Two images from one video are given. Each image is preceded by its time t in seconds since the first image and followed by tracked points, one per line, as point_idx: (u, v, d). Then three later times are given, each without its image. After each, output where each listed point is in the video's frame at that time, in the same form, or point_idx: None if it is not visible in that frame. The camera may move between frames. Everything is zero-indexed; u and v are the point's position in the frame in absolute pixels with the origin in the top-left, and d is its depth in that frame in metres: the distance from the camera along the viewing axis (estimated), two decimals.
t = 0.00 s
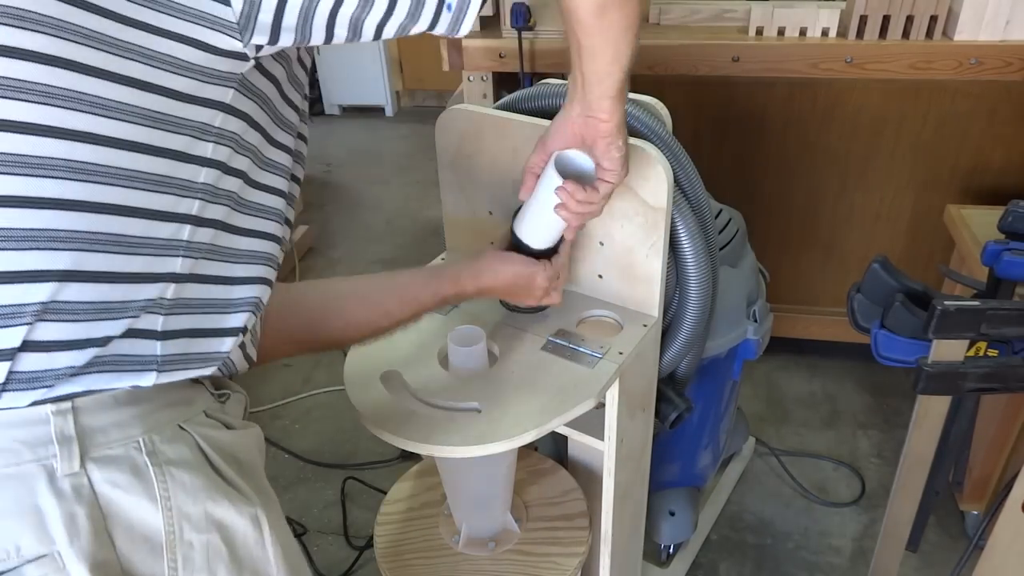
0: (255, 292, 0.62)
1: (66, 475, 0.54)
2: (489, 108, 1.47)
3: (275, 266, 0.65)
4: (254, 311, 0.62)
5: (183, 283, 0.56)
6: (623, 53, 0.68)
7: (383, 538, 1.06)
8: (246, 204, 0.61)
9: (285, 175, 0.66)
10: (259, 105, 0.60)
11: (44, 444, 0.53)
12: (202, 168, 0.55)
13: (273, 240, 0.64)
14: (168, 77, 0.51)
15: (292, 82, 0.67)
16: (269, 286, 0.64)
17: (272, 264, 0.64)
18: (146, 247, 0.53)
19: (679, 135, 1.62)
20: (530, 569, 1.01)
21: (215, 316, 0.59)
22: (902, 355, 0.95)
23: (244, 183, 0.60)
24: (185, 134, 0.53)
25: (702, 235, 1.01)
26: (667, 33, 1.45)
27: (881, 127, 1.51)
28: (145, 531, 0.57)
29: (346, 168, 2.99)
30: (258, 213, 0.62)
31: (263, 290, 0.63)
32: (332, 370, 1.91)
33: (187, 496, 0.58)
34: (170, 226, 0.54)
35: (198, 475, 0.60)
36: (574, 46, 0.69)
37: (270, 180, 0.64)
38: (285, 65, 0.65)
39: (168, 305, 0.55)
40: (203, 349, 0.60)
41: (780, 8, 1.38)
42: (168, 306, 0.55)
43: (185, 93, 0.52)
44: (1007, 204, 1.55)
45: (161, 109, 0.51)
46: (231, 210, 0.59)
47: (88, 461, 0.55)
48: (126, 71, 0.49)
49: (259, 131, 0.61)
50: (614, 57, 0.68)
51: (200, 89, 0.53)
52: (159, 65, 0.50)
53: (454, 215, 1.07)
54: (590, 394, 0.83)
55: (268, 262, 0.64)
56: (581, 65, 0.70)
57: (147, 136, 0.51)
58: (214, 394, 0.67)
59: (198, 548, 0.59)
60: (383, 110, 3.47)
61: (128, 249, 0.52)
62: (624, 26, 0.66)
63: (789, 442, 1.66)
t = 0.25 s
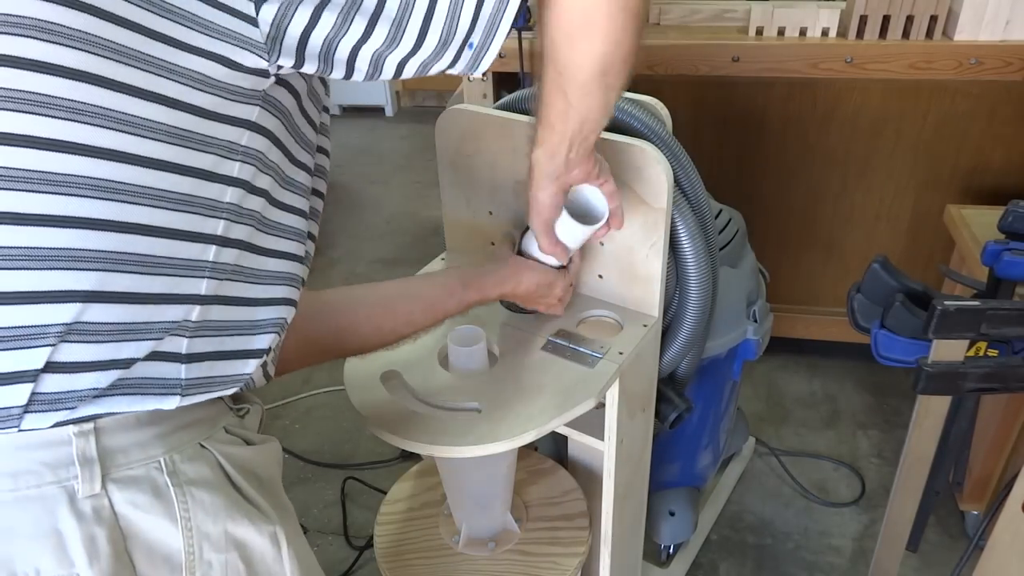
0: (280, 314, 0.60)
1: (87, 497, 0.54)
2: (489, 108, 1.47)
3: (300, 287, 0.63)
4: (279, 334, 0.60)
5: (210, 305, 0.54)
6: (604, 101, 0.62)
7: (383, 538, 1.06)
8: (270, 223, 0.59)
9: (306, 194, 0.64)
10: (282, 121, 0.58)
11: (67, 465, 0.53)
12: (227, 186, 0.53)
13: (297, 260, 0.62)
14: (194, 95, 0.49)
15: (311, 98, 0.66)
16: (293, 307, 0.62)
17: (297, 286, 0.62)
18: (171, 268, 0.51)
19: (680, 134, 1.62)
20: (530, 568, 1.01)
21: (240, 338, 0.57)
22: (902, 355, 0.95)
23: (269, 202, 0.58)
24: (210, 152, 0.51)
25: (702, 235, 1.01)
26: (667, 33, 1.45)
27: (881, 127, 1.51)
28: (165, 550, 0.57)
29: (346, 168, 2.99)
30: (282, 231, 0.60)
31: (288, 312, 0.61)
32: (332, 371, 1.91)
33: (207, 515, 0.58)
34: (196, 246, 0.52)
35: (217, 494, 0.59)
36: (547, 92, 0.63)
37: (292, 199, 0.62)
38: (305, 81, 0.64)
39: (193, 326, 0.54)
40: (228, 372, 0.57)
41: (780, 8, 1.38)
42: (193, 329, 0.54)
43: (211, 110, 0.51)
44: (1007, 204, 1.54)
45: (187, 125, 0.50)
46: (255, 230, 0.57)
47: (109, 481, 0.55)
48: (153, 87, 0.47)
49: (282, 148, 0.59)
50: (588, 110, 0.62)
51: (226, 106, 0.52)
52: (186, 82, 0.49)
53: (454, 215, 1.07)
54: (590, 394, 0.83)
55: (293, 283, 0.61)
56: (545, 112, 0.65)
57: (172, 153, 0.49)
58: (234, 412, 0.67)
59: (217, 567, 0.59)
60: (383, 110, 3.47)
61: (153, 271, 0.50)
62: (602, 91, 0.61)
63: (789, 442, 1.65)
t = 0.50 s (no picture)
0: (272, 316, 0.59)
1: (73, 514, 0.52)
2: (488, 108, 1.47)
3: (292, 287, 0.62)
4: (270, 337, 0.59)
5: (196, 311, 0.53)
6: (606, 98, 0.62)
7: (383, 538, 1.06)
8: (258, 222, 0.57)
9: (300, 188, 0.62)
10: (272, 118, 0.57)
11: (52, 482, 0.51)
12: (214, 187, 0.52)
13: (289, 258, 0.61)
14: (177, 93, 0.48)
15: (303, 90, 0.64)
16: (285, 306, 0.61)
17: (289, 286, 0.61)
18: (156, 274, 0.50)
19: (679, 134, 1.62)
20: (530, 568, 1.01)
21: (229, 343, 0.56)
22: (902, 355, 0.95)
23: (257, 201, 0.57)
24: (196, 151, 0.50)
25: (702, 235, 1.01)
26: (667, 33, 1.45)
27: (881, 127, 1.51)
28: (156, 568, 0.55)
29: (346, 168, 2.99)
30: (272, 230, 0.59)
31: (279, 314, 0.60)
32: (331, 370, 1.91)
33: (197, 532, 0.56)
34: (181, 249, 0.51)
35: (210, 509, 0.57)
36: (558, 80, 0.63)
37: (283, 196, 0.60)
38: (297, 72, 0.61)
39: (180, 333, 0.53)
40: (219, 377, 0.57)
41: (781, 7, 1.38)
42: (181, 335, 0.53)
43: (195, 109, 0.49)
44: (1007, 204, 1.54)
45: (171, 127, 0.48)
46: (243, 229, 0.55)
47: (95, 498, 0.53)
48: (134, 88, 0.46)
49: (271, 144, 0.57)
50: (599, 100, 0.63)
51: (210, 104, 0.50)
52: (168, 80, 0.47)
53: (454, 215, 1.07)
54: (590, 394, 0.83)
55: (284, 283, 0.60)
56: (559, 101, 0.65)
57: (155, 155, 0.48)
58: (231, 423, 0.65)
59: None
60: (383, 110, 3.47)
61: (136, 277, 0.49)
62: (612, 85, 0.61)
63: (789, 442, 1.65)
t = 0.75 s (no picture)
0: (257, 331, 0.61)
1: (49, 532, 0.52)
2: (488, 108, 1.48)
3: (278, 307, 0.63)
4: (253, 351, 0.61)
5: (179, 325, 0.54)
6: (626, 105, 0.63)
7: (383, 538, 1.06)
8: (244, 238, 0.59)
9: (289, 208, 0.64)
10: (264, 136, 0.58)
11: (26, 500, 0.51)
12: (201, 203, 0.53)
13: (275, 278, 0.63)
14: (166, 109, 0.50)
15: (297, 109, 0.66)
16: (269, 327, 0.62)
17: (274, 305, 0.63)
18: (141, 287, 0.51)
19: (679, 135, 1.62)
20: (530, 568, 1.01)
21: (211, 358, 0.58)
22: (902, 354, 0.95)
23: (246, 217, 0.58)
24: (182, 167, 0.51)
25: (702, 235, 1.01)
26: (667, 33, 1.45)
27: (881, 127, 1.51)
28: None
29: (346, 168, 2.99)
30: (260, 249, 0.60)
31: (263, 330, 0.61)
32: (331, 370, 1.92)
33: (179, 549, 0.56)
34: (169, 263, 0.52)
35: (191, 525, 0.57)
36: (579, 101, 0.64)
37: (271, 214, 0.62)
38: (292, 91, 0.64)
39: (161, 350, 0.54)
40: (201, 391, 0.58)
41: (781, 7, 1.38)
42: (164, 350, 0.54)
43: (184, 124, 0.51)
44: (1007, 204, 1.54)
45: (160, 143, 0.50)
46: (229, 245, 0.57)
47: (72, 516, 0.53)
48: (126, 104, 0.47)
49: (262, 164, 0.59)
50: (616, 112, 0.63)
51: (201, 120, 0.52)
52: (156, 95, 0.49)
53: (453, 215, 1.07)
54: (591, 393, 0.83)
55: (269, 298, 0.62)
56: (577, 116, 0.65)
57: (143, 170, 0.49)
58: (216, 435, 0.64)
59: None
60: (383, 110, 3.47)
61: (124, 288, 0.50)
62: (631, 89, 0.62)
63: (789, 442, 1.65)
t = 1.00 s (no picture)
0: (234, 352, 0.63)
1: None
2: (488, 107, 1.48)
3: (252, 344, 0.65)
4: (221, 385, 0.63)
5: (150, 338, 0.58)
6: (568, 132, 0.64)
7: (384, 538, 1.06)
8: (237, 281, 0.64)
9: (280, 263, 0.68)
10: (262, 195, 0.65)
11: None
12: (192, 238, 0.60)
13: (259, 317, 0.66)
14: (168, 148, 0.58)
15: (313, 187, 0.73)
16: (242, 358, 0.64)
17: (249, 345, 0.65)
18: (130, 299, 0.57)
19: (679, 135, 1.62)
20: (531, 568, 1.01)
21: (180, 385, 0.60)
22: (902, 355, 0.95)
23: (239, 262, 0.64)
24: (179, 202, 0.59)
25: (702, 235, 1.01)
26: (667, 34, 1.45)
27: (880, 127, 1.51)
28: (89, 558, 0.54)
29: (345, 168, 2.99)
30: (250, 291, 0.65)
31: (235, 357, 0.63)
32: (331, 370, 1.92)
33: (135, 524, 0.55)
34: (157, 286, 0.58)
35: (146, 507, 0.57)
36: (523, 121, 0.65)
37: (259, 261, 0.66)
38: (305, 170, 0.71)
39: (134, 361, 0.57)
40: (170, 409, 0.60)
41: (781, 7, 1.38)
42: (135, 363, 0.57)
43: (184, 165, 0.59)
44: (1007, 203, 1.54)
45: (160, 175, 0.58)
46: (219, 283, 0.62)
47: (23, 491, 0.53)
48: (131, 136, 0.56)
49: (260, 220, 0.65)
50: (562, 139, 0.65)
51: (195, 162, 0.60)
52: (164, 138, 0.58)
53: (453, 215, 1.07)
54: (590, 394, 0.83)
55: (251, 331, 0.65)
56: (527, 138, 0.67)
57: (140, 191, 0.57)
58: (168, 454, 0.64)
59: None
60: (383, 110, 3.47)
61: (123, 299, 0.56)
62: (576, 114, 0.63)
63: (789, 442, 1.66)
